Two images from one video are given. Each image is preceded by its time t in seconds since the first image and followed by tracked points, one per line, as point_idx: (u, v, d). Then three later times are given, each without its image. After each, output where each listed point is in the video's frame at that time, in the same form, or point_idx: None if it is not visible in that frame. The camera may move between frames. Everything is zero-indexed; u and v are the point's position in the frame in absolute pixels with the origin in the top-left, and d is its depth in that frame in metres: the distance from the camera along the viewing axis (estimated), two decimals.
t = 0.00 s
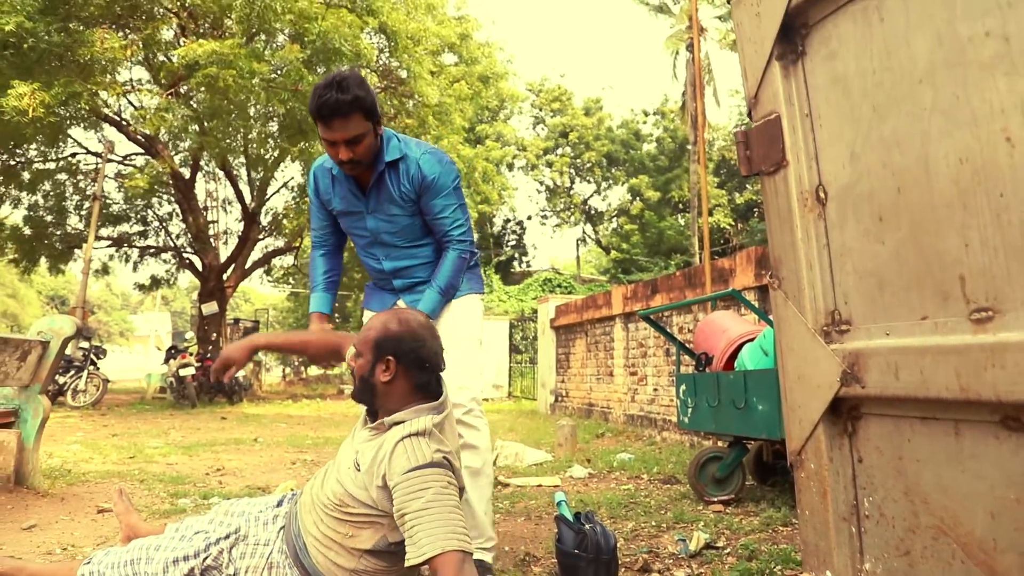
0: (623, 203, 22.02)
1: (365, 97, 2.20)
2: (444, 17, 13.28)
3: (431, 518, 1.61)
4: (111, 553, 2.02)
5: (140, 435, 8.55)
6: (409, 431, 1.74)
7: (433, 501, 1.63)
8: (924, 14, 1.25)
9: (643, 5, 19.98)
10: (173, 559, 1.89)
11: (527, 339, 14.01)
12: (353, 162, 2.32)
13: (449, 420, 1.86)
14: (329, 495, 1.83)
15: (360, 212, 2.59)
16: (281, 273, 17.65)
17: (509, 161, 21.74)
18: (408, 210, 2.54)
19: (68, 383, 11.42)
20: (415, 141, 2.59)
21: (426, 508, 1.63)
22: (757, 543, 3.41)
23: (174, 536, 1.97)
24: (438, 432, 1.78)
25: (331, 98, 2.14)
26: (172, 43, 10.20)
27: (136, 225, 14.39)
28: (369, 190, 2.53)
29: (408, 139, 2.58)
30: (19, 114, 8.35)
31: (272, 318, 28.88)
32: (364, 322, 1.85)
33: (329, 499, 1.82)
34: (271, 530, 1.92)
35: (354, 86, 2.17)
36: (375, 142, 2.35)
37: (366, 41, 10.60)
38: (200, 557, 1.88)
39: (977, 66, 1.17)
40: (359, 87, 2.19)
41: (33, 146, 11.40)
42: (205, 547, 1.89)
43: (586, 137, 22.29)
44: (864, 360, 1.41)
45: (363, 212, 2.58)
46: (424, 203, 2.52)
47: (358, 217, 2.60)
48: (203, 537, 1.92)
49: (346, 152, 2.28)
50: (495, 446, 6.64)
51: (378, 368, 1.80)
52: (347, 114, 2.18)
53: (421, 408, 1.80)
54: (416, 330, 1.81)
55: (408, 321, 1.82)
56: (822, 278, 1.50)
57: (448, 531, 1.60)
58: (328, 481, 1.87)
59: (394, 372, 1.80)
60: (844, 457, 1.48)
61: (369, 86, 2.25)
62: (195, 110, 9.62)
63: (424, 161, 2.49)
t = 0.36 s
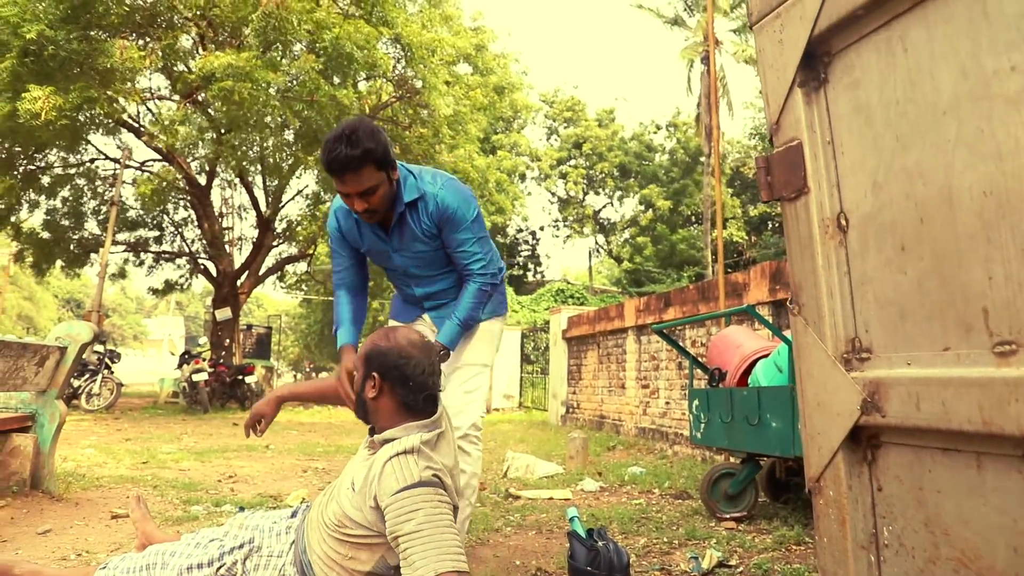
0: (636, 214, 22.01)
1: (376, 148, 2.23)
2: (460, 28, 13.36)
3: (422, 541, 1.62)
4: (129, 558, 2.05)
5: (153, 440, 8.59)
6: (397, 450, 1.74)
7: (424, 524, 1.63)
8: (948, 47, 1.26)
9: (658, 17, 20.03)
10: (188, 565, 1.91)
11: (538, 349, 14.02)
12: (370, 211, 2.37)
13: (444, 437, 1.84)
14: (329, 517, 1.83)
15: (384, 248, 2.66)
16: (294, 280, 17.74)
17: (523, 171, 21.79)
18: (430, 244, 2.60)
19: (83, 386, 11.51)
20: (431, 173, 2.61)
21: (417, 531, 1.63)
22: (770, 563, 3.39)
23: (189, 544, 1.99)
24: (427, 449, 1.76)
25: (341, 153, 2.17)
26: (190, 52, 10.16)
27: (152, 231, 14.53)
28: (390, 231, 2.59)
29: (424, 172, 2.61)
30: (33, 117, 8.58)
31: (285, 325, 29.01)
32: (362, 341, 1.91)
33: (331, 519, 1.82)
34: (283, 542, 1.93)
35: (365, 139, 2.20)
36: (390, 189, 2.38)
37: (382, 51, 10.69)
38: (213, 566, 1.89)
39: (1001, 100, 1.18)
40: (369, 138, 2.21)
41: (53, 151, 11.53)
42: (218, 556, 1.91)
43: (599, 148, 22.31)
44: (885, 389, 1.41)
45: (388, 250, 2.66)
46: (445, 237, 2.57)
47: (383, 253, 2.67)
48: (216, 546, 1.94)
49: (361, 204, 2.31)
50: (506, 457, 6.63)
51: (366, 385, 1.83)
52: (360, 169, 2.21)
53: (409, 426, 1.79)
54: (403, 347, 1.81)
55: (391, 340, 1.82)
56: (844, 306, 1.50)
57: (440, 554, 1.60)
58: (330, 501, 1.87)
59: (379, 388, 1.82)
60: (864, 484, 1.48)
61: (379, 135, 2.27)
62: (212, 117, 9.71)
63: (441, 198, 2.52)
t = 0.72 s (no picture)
0: (646, 219, 21.97)
1: (396, 188, 2.26)
2: (472, 31, 13.38)
3: (434, 549, 1.63)
4: (143, 561, 2.05)
5: (163, 441, 8.64)
6: (408, 458, 1.74)
7: (436, 533, 1.65)
8: (967, 65, 1.26)
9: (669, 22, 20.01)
10: (202, 570, 1.91)
11: (547, 354, 14.01)
12: (391, 249, 2.40)
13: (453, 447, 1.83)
14: (344, 524, 1.83)
15: (408, 282, 2.67)
16: (304, 282, 17.80)
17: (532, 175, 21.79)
18: (453, 278, 2.60)
19: (94, 386, 11.58)
20: (455, 210, 2.59)
21: (429, 540, 1.64)
22: (780, 572, 3.37)
23: (203, 548, 1.99)
24: (438, 458, 1.77)
25: (362, 195, 2.20)
26: (203, 55, 10.35)
27: (165, 232, 14.62)
28: (410, 265, 2.58)
29: (446, 206, 2.60)
30: (44, 116, 8.65)
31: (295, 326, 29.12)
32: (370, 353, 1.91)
33: (345, 525, 1.83)
34: (296, 546, 1.94)
35: (385, 180, 2.23)
36: (411, 226, 2.40)
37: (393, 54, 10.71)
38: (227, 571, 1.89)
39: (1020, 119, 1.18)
40: (388, 179, 2.24)
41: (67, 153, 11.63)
42: (232, 561, 1.91)
43: (609, 152, 22.28)
44: (901, 405, 1.41)
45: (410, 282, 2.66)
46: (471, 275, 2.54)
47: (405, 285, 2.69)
48: (230, 551, 1.95)
49: (379, 241, 2.34)
50: (515, 462, 6.63)
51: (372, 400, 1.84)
52: (380, 210, 2.25)
53: (415, 436, 1.79)
54: (403, 363, 1.80)
55: (392, 358, 1.81)
56: (860, 321, 1.51)
57: (451, 562, 1.62)
58: (345, 507, 1.89)
59: (382, 404, 1.82)
60: (879, 499, 1.48)
61: (398, 175, 2.30)
62: (225, 120, 9.77)
63: (463, 235, 2.51)
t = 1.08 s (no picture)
0: (652, 220, 21.95)
1: (387, 248, 2.26)
2: (477, 33, 13.36)
3: (466, 539, 1.64)
4: (152, 562, 2.05)
5: (170, 441, 8.67)
6: (455, 455, 1.77)
7: (472, 524, 1.66)
8: (978, 69, 1.26)
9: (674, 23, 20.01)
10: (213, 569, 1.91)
11: (552, 355, 14.01)
12: (382, 300, 2.42)
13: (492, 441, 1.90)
14: (372, 515, 1.85)
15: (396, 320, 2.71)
16: (309, 283, 17.83)
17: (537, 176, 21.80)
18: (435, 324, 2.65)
19: (101, 386, 11.63)
20: (446, 263, 2.61)
21: (463, 529, 1.65)
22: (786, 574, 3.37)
23: (213, 548, 1.99)
24: (482, 455, 1.81)
25: (353, 253, 2.20)
26: (210, 56, 10.35)
27: (172, 233, 14.66)
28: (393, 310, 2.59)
29: (439, 258, 2.62)
30: (56, 116, 8.73)
31: (300, 327, 29.15)
32: (400, 355, 1.88)
33: (373, 516, 1.84)
34: (308, 542, 1.96)
35: (377, 239, 2.24)
36: (400, 281, 2.40)
37: (398, 56, 10.72)
38: (238, 569, 1.90)
39: None
40: (380, 238, 2.24)
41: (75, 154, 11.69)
42: (243, 558, 1.91)
43: (614, 153, 22.25)
44: (910, 408, 1.41)
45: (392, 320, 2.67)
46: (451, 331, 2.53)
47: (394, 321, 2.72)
48: (242, 547, 1.95)
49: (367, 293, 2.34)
50: (520, 463, 6.63)
51: (427, 397, 1.82)
52: (371, 267, 2.26)
53: (466, 432, 1.83)
54: (452, 352, 1.85)
55: (446, 350, 1.85)
56: (868, 324, 1.51)
57: (483, 555, 1.62)
58: (374, 499, 1.89)
59: (440, 398, 1.83)
60: (887, 501, 1.48)
61: (392, 232, 2.30)
62: (231, 120, 9.81)
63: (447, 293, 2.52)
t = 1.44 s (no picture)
0: (655, 216, 21.93)
1: (376, 226, 2.31)
2: (481, 28, 13.31)
3: (493, 502, 1.73)
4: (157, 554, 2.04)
5: (174, 435, 8.69)
6: (470, 417, 1.85)
7: (493, 486, 1.75)
8: (985, 63, 1.26)
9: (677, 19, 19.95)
10: (218, 560, 1.91)
11: (555, 350, 14.00)
12: (374, 282, 2.43)
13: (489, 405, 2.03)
14: (380, 478, 1.91)
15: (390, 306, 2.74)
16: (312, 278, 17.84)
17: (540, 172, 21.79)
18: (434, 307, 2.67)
19: (105, 380, 11.65)
20: (437, 242, 2.67)
21: (489, 493, 1.74)
22: (789, 571, 3.36)
23: (220, 539, 1.99)
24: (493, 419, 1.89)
25: (343, 232, 2.24)
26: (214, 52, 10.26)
27: (175, 228, 14.68)
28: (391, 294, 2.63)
29: (431, 240, 2.67)
30: (61, 109, 8.67)
31: (303, 322, 29.16)
32: (409, 329, 1.94)
33: (382, 481, 1.90)
34: (310, 532, 1.94)
35: (365, 217, 2.28)
36: (392, 261, 2.44)
37: (401, 50, 10.69)
38: (242, 559, 1.90)
39: None
40: (368, 217, 2.29)
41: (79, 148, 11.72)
42: (249, 548, 1.92)
43: (617, 149, 22.19)
44: (915, 403, 1.41)
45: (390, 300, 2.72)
46: (450, 307, 2.64)
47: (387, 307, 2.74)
48: (249, 537, 1.96)
49: (363, 276, 2.37)
50: (523, 458, 6.64)
51: (445, 362, 1.92)
52: (361, 245, 2.29)
53: (478, 394, 1.93)
54: (460, 322, 1.98)
55: (455, 320, 1.97)
56: (874, 319, 1.51)
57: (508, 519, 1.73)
58: (381, 466, 1.94)
59: (457, 362, 1.93)
60: (891, 497, 1.48)
61: (379, 212, 2.35)
62: (234, 115, 9.81)
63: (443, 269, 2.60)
